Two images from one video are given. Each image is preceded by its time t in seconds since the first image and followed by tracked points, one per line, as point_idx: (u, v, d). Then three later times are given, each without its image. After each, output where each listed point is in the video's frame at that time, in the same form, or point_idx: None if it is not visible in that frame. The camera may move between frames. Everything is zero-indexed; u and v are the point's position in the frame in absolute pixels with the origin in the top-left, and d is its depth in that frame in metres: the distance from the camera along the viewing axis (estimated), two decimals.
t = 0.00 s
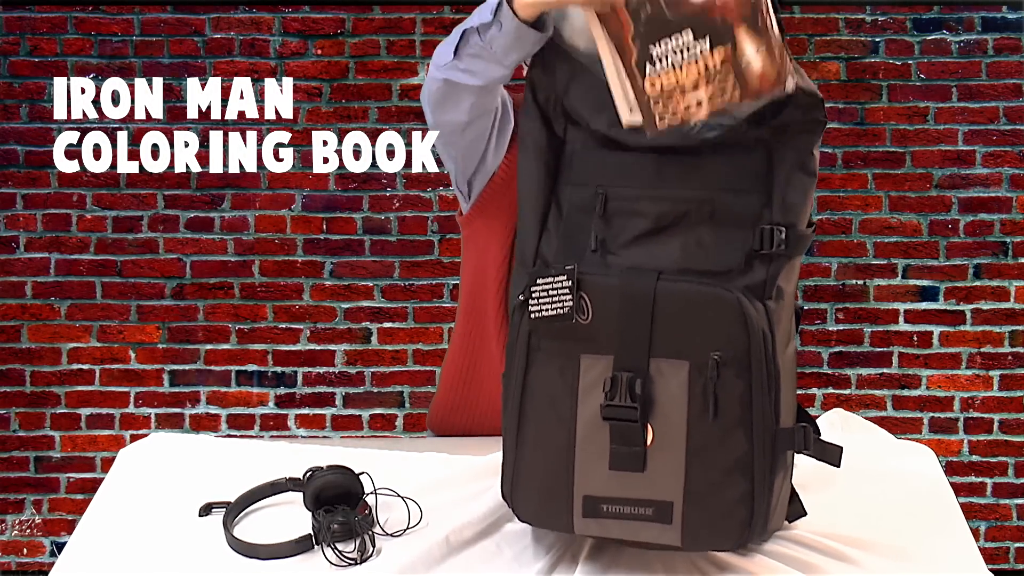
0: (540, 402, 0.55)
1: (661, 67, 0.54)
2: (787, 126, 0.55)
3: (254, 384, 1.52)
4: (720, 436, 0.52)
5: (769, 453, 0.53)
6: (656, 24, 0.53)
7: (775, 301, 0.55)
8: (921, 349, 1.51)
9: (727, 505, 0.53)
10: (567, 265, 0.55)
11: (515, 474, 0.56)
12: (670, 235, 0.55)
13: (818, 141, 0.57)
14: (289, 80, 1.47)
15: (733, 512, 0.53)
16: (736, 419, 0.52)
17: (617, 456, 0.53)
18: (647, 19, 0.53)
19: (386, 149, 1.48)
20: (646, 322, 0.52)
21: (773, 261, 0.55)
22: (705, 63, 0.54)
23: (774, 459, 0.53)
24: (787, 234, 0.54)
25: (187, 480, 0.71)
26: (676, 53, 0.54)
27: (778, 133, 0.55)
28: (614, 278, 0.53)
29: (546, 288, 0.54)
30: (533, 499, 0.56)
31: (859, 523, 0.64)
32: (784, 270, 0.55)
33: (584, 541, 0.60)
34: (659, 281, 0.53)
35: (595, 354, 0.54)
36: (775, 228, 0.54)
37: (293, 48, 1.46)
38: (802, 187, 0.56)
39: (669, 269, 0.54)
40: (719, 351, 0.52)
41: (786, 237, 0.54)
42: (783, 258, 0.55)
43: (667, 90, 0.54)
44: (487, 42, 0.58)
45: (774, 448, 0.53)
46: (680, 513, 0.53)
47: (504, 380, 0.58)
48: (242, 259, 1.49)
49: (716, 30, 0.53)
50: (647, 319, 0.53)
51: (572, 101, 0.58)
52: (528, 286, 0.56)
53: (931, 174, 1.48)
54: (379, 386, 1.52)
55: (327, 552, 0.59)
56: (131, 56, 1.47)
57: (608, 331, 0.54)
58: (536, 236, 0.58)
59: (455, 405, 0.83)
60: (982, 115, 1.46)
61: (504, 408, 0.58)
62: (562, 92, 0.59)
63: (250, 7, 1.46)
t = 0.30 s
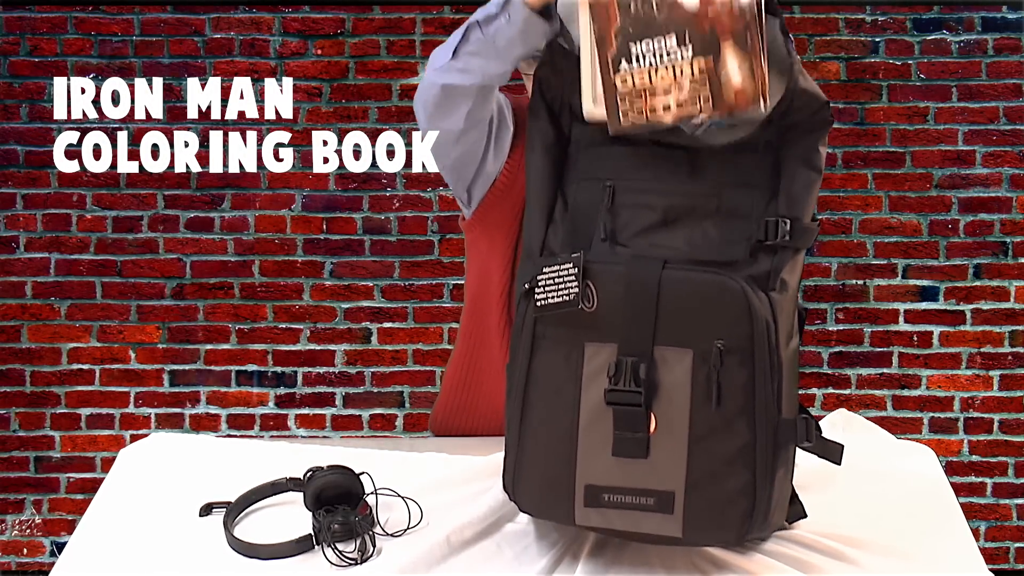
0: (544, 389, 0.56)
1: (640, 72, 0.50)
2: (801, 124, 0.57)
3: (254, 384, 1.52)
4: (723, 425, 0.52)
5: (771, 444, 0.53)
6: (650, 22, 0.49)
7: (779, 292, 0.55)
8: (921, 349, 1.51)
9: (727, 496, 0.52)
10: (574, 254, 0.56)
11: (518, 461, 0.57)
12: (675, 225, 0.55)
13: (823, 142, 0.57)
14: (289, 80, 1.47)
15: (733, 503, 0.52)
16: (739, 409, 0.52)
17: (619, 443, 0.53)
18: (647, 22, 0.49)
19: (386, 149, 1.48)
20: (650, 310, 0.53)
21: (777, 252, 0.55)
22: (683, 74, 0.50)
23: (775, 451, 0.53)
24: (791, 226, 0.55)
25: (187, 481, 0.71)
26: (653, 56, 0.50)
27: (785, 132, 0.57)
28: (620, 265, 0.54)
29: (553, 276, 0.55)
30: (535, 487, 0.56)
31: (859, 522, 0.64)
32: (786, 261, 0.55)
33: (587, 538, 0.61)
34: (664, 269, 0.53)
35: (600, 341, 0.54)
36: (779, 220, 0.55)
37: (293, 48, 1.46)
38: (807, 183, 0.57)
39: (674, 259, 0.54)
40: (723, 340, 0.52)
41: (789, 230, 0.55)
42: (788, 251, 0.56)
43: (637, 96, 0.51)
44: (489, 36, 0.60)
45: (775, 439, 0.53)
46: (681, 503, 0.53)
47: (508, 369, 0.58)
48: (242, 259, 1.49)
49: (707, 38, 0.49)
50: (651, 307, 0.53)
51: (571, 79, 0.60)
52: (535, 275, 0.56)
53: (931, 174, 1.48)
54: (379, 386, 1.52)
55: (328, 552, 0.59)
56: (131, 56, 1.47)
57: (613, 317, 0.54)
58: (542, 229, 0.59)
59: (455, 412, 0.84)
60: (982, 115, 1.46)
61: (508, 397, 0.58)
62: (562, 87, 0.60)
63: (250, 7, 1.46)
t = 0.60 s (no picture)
0: (548, 380, 0.56)
1: (626, 180, 0.57)
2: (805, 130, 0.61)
3: (254, 384, 1.52)
4: (727, 420, 0.53)
5: (772, 440, 0.54)
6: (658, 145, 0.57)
7: (781, 289, 0.58)
8: (921, 349, 1.51)
9: (729, 491, 0.53)
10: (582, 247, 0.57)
11: (521, 452, 0.57)
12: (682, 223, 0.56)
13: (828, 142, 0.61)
14: (289, 80, 1.46)
15: (733, 500, 0.53)
16: (743, 404, 0.53)
17: (623, 437, 0.53)
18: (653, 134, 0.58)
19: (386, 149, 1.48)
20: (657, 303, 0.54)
21: (781, 251, 0.59)
22: (664, 211, 0.56)
23: (775, 449, 0.54)
24: (795, 225, 0.58)
25: (188, 481, 0.71)
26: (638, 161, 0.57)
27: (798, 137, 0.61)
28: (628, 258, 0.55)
29: (561, 268, 0.56)
30: (537, 479, 0.56)
31: (859, 523, 0.64)
32: (790, 261, 0.58)
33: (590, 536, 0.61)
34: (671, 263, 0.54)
35: (606, 334, 0.55)
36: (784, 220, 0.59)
37: (293, 48, 1.46)
38: (812, 182, 0.60)
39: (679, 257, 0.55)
40: (728, 335, 0.53)
41: (794, 228, 0.59)
42: (794, 249, 0.59)
43: (615, 203, 0.57)
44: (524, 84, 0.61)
45: (776, 436, 0.54)
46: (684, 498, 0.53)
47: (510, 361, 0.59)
48: (242, 259, 1.49)
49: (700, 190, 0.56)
50: (658, 303, 0.54)
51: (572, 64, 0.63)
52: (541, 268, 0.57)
53: (931, 174, 1.48)
54: (379, 386, 1.52)
55: (328, 552, 0.59)
56: (131, 55, 1.47)
57: (619, 310, 0.55)
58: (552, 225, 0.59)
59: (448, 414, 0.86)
60: (982, 115, 1.46)
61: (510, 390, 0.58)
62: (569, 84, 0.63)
63: (250, 7, 1.45)
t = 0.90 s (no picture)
0: (550, 378, 0.64)
1: (617, 178, 0.71)
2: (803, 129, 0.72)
3: (254, 384, 1.52)
4: (725, 413, 0.60)
5: (771, 438, 0.60)
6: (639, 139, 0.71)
7: (781, 285, 0.69)
8: (921, 349, 1.51)
9: (728, 486, 0.60)
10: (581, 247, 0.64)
11: (523, 437, 0.64)
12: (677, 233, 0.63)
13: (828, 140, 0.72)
14: (289, 80, 1.46)
15: (732, 496, 0.59)
16: (741, 400, 0.60)
17: (623, 433, 0.60)
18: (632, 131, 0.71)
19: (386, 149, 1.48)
20: (655, 302, 0.61)
21: (782, 247, 0.70)
22: (658, 201, 0.69)
23: (774, 447, 0.61)
24: (795, 221, 0.69)
25: (188, 480, 0.71)
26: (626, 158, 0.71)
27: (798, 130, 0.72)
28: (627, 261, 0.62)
29: (560, 268, 0.63)
30: (540, 471, 0.63)
31: (860, 523, 0.64)
32: (788, 257, 0.69)
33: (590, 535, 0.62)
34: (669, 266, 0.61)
35: (606, 333, 0.62)
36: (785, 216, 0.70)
37: (293, 48, 1.46)
38: (812, 177, 0.71)
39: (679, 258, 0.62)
40: (727, 332, 0.60)
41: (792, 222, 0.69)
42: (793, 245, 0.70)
43: (606, 206, 0.70)
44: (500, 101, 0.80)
45: (776, 433, 0.60)
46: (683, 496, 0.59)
47: (515, 362, 0.66)
48: (242, 259, 1.49)
49: (688, 177, 0.69)
50: (656, 301, 0.61)
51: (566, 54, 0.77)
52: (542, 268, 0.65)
53: (931, 174, 1.48)
54: (379, 386, 1.52)
55: (328, 552, 0.59)
56: (131, 56, 1.46)
57: (616, 309, 0.62)
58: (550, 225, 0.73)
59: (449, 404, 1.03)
60: (981, 115, 1.47)
61: (514, 387, 0.66)
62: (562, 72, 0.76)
63: (250, 7, 1.45)
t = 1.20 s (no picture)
0: (555, 367, 0.56)
1: (668, 216, 0.54)
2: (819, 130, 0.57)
3: (254, 384, 1.52)
4: (731, 401, 0.51)
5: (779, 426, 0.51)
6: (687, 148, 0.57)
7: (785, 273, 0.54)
8: (921, 349, 1.51)
9: (728, 476, 0.51)
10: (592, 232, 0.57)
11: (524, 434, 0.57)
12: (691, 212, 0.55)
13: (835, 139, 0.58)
14: (289, 80, 1.46)
15: (732, 485, 0.51)
16: (746, 388, 0.51)
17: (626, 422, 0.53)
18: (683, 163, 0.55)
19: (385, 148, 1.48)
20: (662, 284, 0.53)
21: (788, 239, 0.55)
22: (713, 227, 0.53)
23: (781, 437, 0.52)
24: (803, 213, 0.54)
25: (188, 480, 0.71)
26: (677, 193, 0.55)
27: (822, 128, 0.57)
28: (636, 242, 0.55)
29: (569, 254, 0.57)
30: (539, 463, 0.56)
31: (859, 524, 0.63)
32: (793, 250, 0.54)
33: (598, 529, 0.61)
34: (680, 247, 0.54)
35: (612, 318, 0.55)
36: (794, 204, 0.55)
37: (293, 48, 1.47)
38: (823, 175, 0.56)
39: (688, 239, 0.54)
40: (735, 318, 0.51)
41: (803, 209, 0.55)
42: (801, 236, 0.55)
43: (662, 231, 0.54)
44: (546, 156, 0.62)
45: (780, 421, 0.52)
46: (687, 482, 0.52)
47: (522, 348, 0.59)
48: (242, 259, 1.49)
49: (739, 203, 0.53)
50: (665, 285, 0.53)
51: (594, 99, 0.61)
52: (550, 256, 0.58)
53: (931, 174, 1.48)
54: (379, 386, 1.52)
55: (328, 552, 0.59)
56: (131, 56, 1.47)
57: (625, 293, 0.54)
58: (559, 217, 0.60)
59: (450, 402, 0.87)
60: (982, 115, 1.46)
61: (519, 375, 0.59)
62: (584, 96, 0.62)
63: (250, 7, 1.45)
